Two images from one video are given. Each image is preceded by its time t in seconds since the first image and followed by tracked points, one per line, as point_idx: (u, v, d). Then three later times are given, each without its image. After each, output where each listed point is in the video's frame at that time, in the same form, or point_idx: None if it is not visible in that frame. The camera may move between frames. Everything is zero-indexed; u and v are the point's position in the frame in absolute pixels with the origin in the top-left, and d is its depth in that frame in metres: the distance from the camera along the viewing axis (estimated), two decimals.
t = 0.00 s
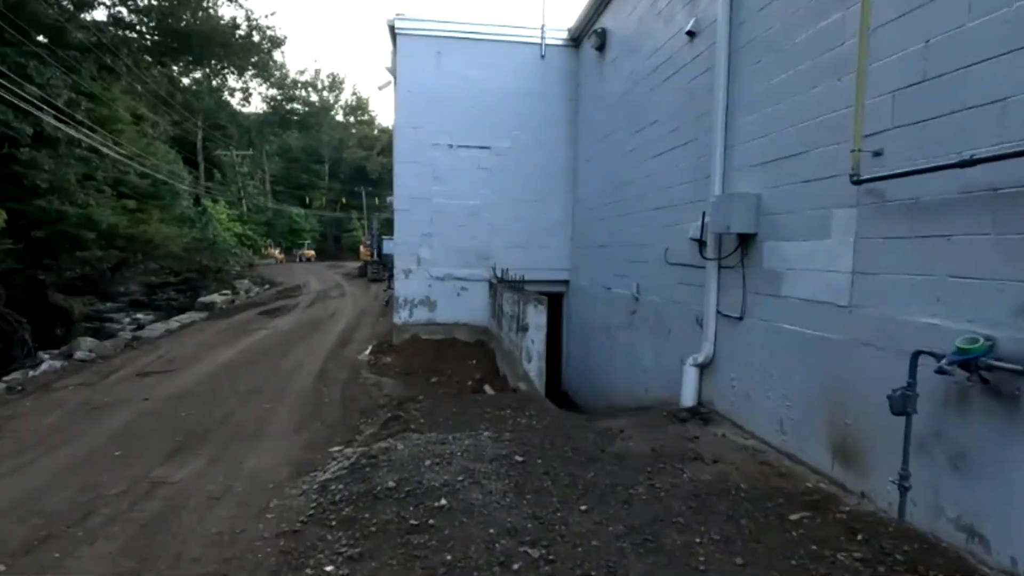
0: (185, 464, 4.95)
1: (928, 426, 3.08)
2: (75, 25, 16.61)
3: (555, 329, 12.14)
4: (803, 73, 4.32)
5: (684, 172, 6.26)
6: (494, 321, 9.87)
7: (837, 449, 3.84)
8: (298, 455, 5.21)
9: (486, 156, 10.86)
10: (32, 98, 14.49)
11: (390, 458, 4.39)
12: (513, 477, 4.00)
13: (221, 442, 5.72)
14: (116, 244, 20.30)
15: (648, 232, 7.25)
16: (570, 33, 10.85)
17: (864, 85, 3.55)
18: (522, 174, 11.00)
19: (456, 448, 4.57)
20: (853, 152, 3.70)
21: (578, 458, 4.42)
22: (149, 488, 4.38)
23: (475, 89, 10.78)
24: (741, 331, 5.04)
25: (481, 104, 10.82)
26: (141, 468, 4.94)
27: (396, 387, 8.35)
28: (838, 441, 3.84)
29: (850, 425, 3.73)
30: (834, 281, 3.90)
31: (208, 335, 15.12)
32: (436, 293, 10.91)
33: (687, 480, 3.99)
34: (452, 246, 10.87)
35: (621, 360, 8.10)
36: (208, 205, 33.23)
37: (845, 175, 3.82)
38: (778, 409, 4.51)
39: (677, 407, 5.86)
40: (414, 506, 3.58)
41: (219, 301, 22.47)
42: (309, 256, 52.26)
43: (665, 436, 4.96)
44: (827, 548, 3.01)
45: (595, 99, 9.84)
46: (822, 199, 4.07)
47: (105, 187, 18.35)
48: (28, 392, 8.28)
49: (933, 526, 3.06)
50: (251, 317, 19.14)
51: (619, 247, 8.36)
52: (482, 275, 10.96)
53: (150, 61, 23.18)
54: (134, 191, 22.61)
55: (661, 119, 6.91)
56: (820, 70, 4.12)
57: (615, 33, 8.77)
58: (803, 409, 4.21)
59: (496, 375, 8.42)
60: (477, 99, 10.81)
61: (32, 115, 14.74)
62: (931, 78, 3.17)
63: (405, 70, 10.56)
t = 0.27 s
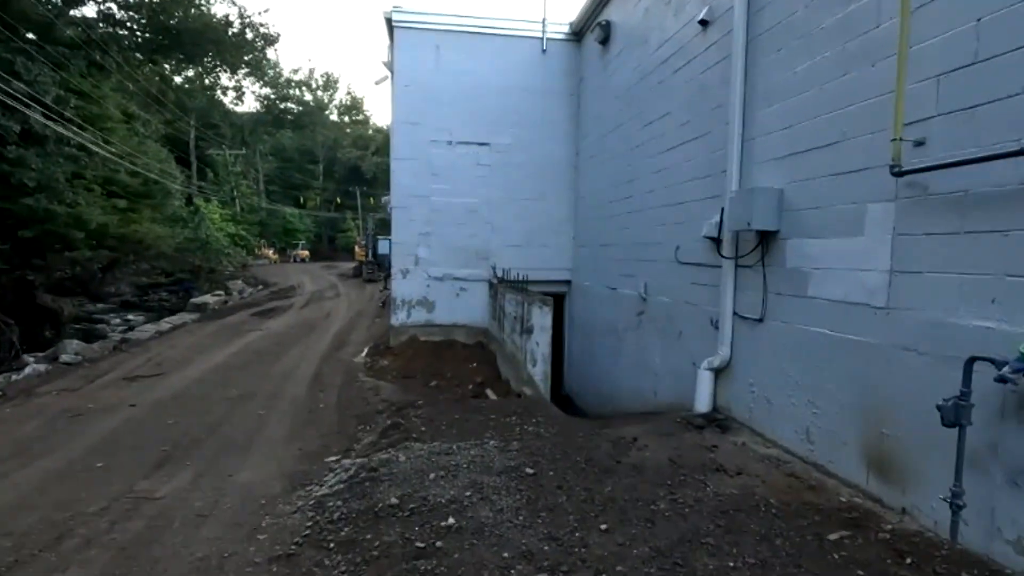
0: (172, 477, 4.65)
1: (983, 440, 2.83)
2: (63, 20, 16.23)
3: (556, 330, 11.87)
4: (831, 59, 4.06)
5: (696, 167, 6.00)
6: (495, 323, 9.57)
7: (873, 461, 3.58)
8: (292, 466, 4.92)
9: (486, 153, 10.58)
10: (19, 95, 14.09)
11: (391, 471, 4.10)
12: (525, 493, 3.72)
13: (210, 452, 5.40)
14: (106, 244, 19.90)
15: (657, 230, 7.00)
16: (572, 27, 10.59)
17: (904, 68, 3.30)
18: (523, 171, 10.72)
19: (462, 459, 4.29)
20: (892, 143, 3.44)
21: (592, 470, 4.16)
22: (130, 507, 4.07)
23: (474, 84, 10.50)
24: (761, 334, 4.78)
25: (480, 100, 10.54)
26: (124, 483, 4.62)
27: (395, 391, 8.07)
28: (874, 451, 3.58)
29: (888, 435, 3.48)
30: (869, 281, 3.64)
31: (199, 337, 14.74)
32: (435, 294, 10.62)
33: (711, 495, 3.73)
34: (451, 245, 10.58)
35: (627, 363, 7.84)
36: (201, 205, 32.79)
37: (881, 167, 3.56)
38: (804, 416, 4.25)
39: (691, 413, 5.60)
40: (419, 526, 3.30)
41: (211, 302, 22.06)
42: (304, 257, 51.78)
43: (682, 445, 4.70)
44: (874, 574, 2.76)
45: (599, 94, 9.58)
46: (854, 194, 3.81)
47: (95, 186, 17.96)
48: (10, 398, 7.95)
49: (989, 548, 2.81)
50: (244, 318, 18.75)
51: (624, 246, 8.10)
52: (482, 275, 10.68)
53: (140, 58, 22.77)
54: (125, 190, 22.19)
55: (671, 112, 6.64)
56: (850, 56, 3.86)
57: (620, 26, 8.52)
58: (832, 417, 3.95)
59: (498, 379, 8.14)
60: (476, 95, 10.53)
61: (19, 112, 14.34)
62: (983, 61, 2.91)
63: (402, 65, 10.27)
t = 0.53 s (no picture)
0: (157, 494, 4.36)
1: None
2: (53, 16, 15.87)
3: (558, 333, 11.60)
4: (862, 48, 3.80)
5: (709, 164, 5.75)
6: (496, 326, 9.30)
7: (912, 478, 3.34)
8: (286, 481, 4.62)
9: (485, 151, 10.31)
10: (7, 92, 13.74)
11: (392, 488, 3.82)
12: (538, 513, 3.45)
13: (199, 464, 5.11)
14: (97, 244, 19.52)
15: (665, 230, 6.75)
16: (574, 22, 10.32)
17: (949, 55, 3.05)
18: (524, 170, 10.45)
19: (468, 475, 4.01)
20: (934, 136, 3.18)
21: (607, 485, 3.89)
22: (111, 528, 3.78)
23: (474, 80, 10.23)
24: (783, 339, 4.52)
25: (480, 96, 10.27)
26: (105, 499, 4.32)
27: (393, 396, 7.78)
28: (912, 467, 3.34)
29: (929, 451, 3.23)
30: (907, 285, 3.39)
31: (191, 339, 14.40)
32: (434, 295, 10.34)
33: (738, 514, 3.46)
34: (450, 245, 10.30)
35: (634, 367, 7.59)
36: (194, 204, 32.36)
37: (921, 162, 3.31)
38: (832, 427, 4.00)
39: (706, 422, 5.34)
40: (424, 553, 3.02)
41: (205, 303, 21.67)
42: (299, 257, 51.29)
43: (700, 457, 4.44)
44: None
45: (602, 90, 9.32)
46: (889, 191, 3.56)
47: (85, 185, 17.59)
48: None
49: None
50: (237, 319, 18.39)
51: (630, 246, 7.85)
52: (482, 276, 10.40)
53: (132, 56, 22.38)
54: (116, 189, 21.81)
55: (681, 107, 6.38)
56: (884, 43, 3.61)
57: (625, 19, 8.26)
58: (864, 429, 3.70)
59: (500, 384, 7.87)
60: (476, 91, 10.25)
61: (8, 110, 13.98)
62: None
63: (400, 60, 9.99)
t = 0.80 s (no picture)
0: (139, 510, 4.07)
1: None
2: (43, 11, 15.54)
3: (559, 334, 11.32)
4: (896, 31, 3.54)
5: (723, 158, 5.49)
6: (496, 327, 9.03)
7: (955, 494, 3.08)
8: (277, 495, 4.34)
9: (485, 147, 10.03)
10: None
11: (391, 505, 3.54)
12: (550, 533, 3.18)
13: (185, 476, 4.82)
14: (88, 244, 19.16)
15: (675, 227, 6.48)
16: (576, 15, 10.05)
17: (1003, 34, 2.79)
18: (525, 166, 10.18)
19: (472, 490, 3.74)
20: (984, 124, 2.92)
21: (622, 501, 3.63)
22: (87, 550, 3.49)
23: (473, 74, 9.95)
24: (806, 343, 4.27)
25: (479, 90, 9.99)
26: (83, 516, 4.03)
27: (391, 401, 7.50)
28: (956, 482, 3.08)
29: (976, 465, 2.97)
30: (950, 285, 3.13)
31: (183, 340, 14.07)
32: (432, 296, 10.05)
33: (765, 533, 3.20)
34: (449, 244, 10.02)
35: (641, 370, 7.32)
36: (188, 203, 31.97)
37: (968, 151, 3.05)
38: (861, 437, 3.74)
39: (721, 429, 5.07)
40: None
41: (199, 303, 21.31)
42: (294, 256, 50.83)
43: (718, 468, 4.17)
44: None
45: (606, 84, 9.05)
46: (928, 184, 3.30)
47: (76, 183, 17.24)
48: None
49: None
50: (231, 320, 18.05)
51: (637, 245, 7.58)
52: (482, 276, 10.13)
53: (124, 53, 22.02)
54: (108, 188, 21.45)
55: (692, 99, 6.12)
56: (923, 25, 3.35)
57: (631, 10, 7.98)
58: (899, 440, 3.45)
59: (502, 388, 7.60)
60: (476, 85, 9.98)
61: None
62: None
63: (397, 53, 9.71)
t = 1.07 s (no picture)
0: (114, 534, 3.76)
1: None
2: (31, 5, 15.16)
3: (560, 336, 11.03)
4: (936, 13, 3.28)
5: (738, 153, 5.21)
6: (496, 329, 8.73)
7: (1007, 518, 2.81)
8: (264, 515, 4.03)
9: (484, 143, 9.73)
10: None
11: (388, 529, 3.24)
12: (564, 561, 2.89)
13: (167, 493, 4.49)
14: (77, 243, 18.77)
15: (685, 226, 6.21)
16: (578, 8, 9.77)
17: None
18: (525, 163, 9.89)
19: (476, 510, 3.45)
20: None
21: (640, 522, 3.34)
22: None
23: (472, 68, 9.64)
24: (832, 349, 4.00)
25: (478, 85, 9.70)
26: (51, 541, 3.70)
27: (387, 407, 7.19)
28: (1008, 504, 2.81)
29: None
30: (1001, 289, 2.87)
31: (173, 342, 13.67)
32: (430, 297, 9.75)
33: (799, 560, 2.92)
34: (446, 243, 9.72)
35: (647, 375, 7.05)
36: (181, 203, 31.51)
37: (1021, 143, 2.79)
38: (896, 452, 3.47)
39: (738, 440, 4.79)
40: None
41: (190, 303, 20.72)
42: (290, 256, 50.15)
43: (739, 483, 3.90)
44: None
45: (610, 78, 8.77)
46: (975, 179, 3.03)
47: (65, 182, 16.86)
48: None
49: None
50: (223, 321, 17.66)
51: (643, 244, 7.31)
52: (481, 277, 9.83)
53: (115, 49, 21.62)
54: (98, 186, 21.04)
55: (703, 92, 5.85)
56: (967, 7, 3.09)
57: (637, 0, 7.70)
58: (940, 456, 3.18)
59: (503, 394, 7.31)
60: (474, 79, 9.68)
61: None
62: None
63: (394, 46, 9.40)
